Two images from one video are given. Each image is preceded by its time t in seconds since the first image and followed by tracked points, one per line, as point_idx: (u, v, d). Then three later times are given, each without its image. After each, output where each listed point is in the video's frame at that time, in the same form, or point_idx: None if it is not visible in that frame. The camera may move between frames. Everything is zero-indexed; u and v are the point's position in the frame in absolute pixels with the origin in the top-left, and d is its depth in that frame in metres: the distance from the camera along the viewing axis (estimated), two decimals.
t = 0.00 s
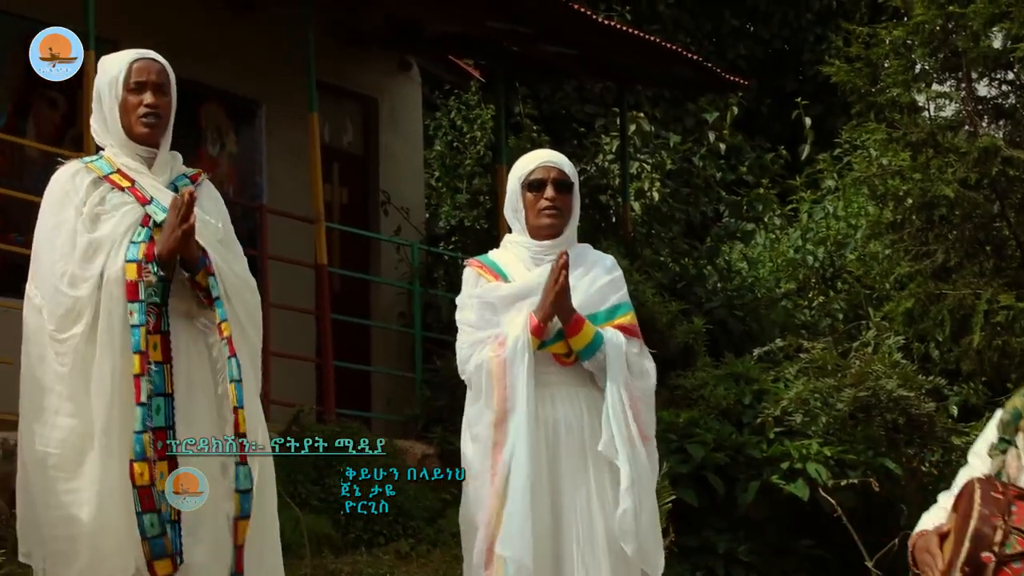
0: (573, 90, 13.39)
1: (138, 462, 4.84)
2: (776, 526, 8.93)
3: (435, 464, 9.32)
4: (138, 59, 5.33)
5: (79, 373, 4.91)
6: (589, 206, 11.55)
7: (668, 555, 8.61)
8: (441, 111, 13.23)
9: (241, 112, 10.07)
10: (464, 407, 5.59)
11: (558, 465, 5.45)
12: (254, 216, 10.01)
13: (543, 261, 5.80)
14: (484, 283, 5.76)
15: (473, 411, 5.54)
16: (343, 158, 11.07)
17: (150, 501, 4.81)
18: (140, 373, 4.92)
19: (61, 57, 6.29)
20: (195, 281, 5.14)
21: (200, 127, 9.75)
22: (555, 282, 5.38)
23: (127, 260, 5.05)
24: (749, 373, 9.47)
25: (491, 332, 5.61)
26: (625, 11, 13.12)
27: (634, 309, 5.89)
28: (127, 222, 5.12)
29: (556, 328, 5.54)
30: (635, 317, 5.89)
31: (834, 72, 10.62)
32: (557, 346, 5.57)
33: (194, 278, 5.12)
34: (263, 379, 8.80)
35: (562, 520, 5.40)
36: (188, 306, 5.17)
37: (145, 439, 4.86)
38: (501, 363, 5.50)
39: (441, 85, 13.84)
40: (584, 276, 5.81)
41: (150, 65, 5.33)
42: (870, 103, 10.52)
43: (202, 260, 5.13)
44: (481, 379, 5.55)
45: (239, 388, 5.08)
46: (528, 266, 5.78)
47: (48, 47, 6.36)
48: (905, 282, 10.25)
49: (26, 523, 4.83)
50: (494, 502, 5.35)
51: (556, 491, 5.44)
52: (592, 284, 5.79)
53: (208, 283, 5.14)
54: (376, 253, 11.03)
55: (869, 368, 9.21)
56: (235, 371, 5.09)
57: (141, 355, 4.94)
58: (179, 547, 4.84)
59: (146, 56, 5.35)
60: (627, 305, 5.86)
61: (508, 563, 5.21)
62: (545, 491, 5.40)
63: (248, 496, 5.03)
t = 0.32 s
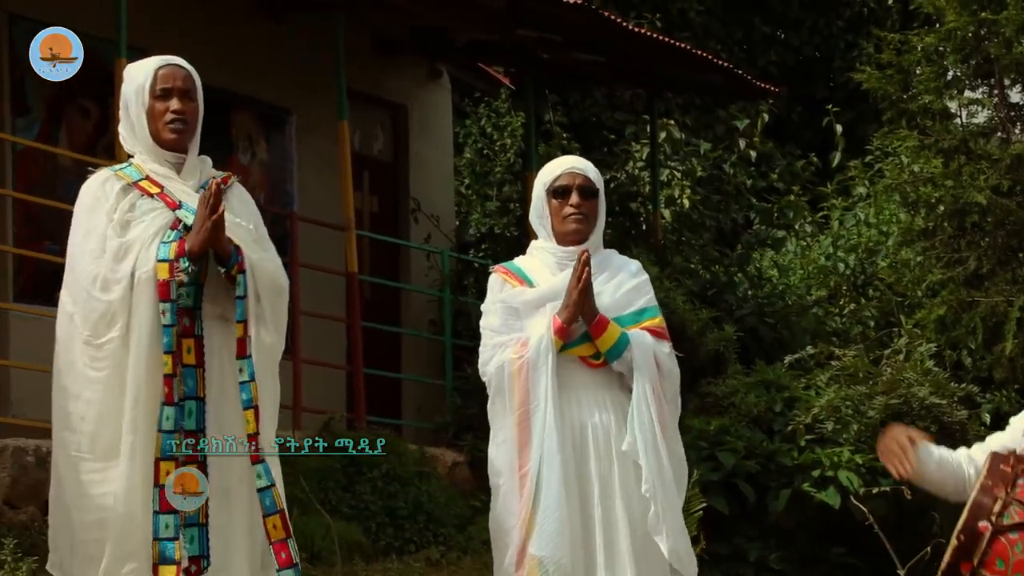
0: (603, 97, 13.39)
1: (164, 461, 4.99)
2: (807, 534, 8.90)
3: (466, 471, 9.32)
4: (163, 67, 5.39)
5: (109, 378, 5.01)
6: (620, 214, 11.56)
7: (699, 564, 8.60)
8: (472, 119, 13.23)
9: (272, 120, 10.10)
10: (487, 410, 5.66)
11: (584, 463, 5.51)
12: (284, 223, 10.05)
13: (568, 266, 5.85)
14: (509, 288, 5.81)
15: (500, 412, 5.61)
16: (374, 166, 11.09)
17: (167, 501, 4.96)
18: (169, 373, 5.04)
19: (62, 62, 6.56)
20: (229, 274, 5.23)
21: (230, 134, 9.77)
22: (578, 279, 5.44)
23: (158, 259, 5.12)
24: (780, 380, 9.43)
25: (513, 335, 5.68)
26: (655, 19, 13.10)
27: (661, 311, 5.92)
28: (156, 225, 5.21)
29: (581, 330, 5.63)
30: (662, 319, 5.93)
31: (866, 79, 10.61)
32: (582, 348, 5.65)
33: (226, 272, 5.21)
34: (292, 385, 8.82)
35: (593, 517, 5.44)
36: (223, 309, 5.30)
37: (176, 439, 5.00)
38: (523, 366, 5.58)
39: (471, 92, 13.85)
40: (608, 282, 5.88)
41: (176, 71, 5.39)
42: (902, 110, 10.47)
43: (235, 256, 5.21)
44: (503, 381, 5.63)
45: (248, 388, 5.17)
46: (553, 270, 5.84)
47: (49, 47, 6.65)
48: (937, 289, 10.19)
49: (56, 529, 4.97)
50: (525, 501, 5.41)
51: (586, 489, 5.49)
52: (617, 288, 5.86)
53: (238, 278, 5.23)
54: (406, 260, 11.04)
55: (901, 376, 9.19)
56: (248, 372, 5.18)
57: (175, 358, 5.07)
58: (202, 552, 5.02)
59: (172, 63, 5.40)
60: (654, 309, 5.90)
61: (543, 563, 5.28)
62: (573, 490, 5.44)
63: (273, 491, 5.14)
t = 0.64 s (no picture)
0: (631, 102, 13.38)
1: (212, 473, 4.98)
2: (835, 539, 8.87)
3: (494, 476, 9.32)
4: (199, 78, 5.41)
5: (143, 391, 5.04)
6: (647, 218, 11.55)
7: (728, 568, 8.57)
8: (500, 123, 13.24)
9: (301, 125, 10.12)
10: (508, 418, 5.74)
11: (602, 467, 5.62)
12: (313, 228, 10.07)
13: (588, 271, 5.89)
14: (529, 294, 5.88)
15: (521, 418, 5.70)
16: (402, 171, 11.11)
17: (218, 514, 4.95)
18: (209, 385, 5.04)
19: (65, 63, 7.64)
20: (268, 288, 5.25)
21: (259, 139, 9.80)
22: (600, 279, 5.56)
23: (195, 273, 5.15)
24: (809, 385, 9.40)
25: (533, 341, 5.75)
26: (683, 23, 13.09)
27: (683, 316, 5.96)
28: (193, 237, 5.23)
29: (601, 336, 5.70)
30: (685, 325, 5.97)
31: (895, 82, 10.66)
32: (603, 354, 5.72)
33: (264, 286, 5.23)
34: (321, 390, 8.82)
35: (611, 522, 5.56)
36: (264, 317, 5.30)
37: (219, 451, 4.99)
38: (544, 371, 5.66)
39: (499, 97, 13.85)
40: (632, 287, 5.91)
41: (211, 82, 5.42)
42: (932, 113, 10.45)
43: (272, 267, 5.23)
44: (523, 388, 5.70)
45: (284, 398, 5.18)
46: (574, 277, 5.89)
47: (49, 48, 7.64)
48: (966, 294, 10.12)
49: (94, 538, 5.05)
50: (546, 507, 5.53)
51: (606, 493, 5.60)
52: (640, 293, 5.90)
53: (277, 289, 5.25)
54: (433, 265, 11.07)
55: (931, 381, 9.12)
56: (284, 381, 5.19)
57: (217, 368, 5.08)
58: (249, 560, 5.01)
59: (208, 73, 5.43)
60: (676, 313, 5.93)
61: (563, 566, 5.41)
62: (592, 494, 5.56)
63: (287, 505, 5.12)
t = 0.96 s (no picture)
0: (659, 103, 13.38)
1: (236, 453, 5.04)
2: (864, 542, 8.85)
3: (522, 478, 9.34)
4: (235, 77, 5.38)
5: (177, 385, 5.06)
6: (676, 220, 11.53)
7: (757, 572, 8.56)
8: (528, 126, 13.26)
9: (329, 127, 10.14)
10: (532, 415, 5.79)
11: (625, 462, 5.66)
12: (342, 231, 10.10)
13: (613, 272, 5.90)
14: (553, 294, 5.90)
15: (544, 416, 5.75)
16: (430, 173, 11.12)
17: (245, 492, 5.01)
18: (227, 366, 5.09)
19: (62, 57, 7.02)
20: (307, 274, 5.28)
21: (288, 143, 9.82)
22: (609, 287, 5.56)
23: (206, 256, 5.18)
24: (838, 388, 9.38)
25: (554, 341, 5.79)
26: (712, 25, 13.07)
27: (708, 316, 5.96)
28: (216, 231, 5.27)
29: (637, 326, 5.76)
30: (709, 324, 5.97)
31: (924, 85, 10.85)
32: (631, 346, 5.77)
33: (304, 273, 5.27)
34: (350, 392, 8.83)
35: (634, 516, 5.60)
36: (288, 318, 5.30)
37: (242, 430, 5.05)
38: (561, 368, 5.71)
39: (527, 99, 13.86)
40: (656, 287, 5.91)
41: (246, 82, 5.39)
42: (962, 115, 10.41)
43: (314, 256, 5.28)
44: (543, 386, 5.76)
45: (324, 383, 5.22)
46: (598, 276, 5.91)
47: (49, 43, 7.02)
48: (996, 296, 10.07)
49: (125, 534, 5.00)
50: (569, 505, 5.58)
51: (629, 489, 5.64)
52: (663, 294, 5.90)
53: (316, 276, 5.28)
54: (461, 268, 11.08)
55: (961, 384, 9.01)
56: (322, 367, 5.23)
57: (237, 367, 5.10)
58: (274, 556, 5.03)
59: (243, 73, 5.40)
60: (702, 313, 5.94)
61: (588, 562, 5.46)
62: (614, 490, 5.61)
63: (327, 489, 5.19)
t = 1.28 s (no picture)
0: (687, 104, 13.39)
1: (249, 476, 4.97)
2: (893, 543, 8.84)
3: (550, 479, 9.35)
4: (250, 80, 5.38)
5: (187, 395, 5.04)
6: (704, 221, 11.50)
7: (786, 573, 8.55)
8: (555, 126, 13.28)
9: (357, 129, 10.15)
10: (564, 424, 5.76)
11: (655, 476, 5.64)
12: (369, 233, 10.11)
13: (640, 277, 5.91)
14: (580, 299, 5.90)
15: (576, 425, 5.72)
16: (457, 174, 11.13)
17: (252, 516, 4.93)
18: (248, 388, 5.03)
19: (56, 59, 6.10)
20: (305, 296, 5.23)
21: (316, 145, 9.82)
22: (653, 294, 5.52)
23: (236, 277, 5.15)
24: (866, 389, 9.36)
25: (587, 346, 5.78)
26: (740, 25, 13.06)
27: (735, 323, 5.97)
28: (237, 241, 5.23)
29: (655, 342, 5.72)
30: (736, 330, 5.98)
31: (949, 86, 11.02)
32: (656, 359, 5.73)
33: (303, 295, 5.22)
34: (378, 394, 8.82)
35: (666, 530, 5.58)
36: (303, 324, 5.28)
37: (256, 453, 4.99)
38: (597, 379, 5.68)
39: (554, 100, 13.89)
40: (684, 291, 5.92)
41: (261, 85, 5.38)
42: (992, 116, 10.36)
43: (312, 277, 5.22)
44: (577, 396, 5.73)
45: (349, 402, 5.18)
46: (625, 280, 5.90)
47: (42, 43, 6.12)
48: None
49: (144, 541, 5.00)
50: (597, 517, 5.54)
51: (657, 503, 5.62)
52: (691, 299, 5.90)
53: (316, 299, 5.23)
54: (489, 268, 11.12)
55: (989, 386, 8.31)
56: (345, 386, 5.20)
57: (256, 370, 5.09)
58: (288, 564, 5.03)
59: (258, 76, 5.39)
60: (727, 320, 5.95)
61: None
62: (644, 503, 5.58)
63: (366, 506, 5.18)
